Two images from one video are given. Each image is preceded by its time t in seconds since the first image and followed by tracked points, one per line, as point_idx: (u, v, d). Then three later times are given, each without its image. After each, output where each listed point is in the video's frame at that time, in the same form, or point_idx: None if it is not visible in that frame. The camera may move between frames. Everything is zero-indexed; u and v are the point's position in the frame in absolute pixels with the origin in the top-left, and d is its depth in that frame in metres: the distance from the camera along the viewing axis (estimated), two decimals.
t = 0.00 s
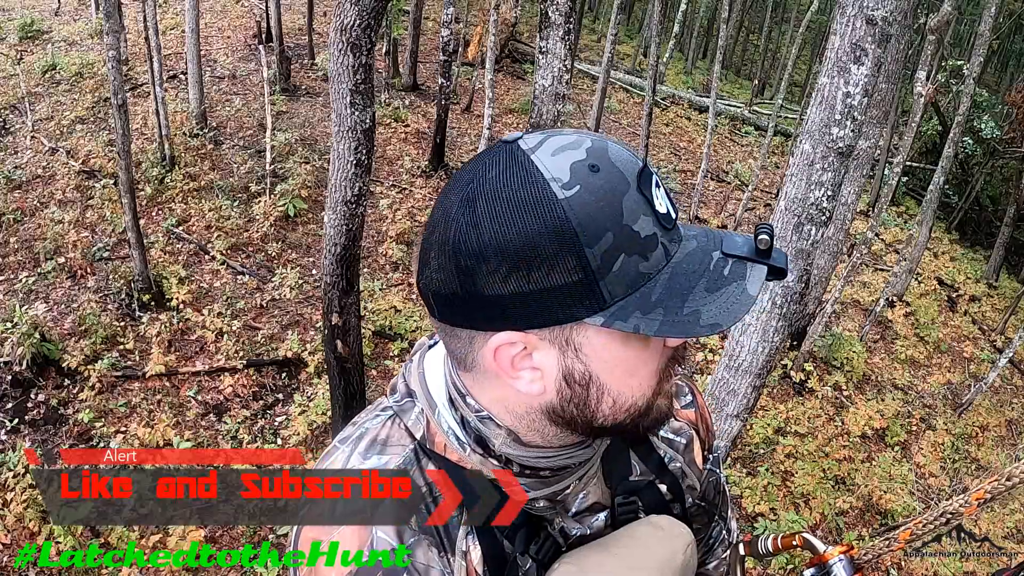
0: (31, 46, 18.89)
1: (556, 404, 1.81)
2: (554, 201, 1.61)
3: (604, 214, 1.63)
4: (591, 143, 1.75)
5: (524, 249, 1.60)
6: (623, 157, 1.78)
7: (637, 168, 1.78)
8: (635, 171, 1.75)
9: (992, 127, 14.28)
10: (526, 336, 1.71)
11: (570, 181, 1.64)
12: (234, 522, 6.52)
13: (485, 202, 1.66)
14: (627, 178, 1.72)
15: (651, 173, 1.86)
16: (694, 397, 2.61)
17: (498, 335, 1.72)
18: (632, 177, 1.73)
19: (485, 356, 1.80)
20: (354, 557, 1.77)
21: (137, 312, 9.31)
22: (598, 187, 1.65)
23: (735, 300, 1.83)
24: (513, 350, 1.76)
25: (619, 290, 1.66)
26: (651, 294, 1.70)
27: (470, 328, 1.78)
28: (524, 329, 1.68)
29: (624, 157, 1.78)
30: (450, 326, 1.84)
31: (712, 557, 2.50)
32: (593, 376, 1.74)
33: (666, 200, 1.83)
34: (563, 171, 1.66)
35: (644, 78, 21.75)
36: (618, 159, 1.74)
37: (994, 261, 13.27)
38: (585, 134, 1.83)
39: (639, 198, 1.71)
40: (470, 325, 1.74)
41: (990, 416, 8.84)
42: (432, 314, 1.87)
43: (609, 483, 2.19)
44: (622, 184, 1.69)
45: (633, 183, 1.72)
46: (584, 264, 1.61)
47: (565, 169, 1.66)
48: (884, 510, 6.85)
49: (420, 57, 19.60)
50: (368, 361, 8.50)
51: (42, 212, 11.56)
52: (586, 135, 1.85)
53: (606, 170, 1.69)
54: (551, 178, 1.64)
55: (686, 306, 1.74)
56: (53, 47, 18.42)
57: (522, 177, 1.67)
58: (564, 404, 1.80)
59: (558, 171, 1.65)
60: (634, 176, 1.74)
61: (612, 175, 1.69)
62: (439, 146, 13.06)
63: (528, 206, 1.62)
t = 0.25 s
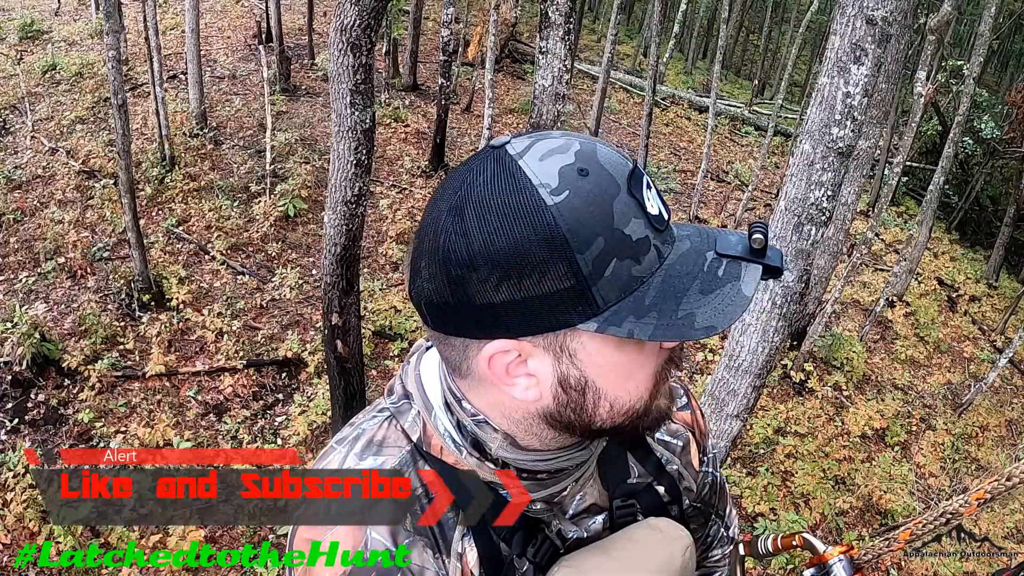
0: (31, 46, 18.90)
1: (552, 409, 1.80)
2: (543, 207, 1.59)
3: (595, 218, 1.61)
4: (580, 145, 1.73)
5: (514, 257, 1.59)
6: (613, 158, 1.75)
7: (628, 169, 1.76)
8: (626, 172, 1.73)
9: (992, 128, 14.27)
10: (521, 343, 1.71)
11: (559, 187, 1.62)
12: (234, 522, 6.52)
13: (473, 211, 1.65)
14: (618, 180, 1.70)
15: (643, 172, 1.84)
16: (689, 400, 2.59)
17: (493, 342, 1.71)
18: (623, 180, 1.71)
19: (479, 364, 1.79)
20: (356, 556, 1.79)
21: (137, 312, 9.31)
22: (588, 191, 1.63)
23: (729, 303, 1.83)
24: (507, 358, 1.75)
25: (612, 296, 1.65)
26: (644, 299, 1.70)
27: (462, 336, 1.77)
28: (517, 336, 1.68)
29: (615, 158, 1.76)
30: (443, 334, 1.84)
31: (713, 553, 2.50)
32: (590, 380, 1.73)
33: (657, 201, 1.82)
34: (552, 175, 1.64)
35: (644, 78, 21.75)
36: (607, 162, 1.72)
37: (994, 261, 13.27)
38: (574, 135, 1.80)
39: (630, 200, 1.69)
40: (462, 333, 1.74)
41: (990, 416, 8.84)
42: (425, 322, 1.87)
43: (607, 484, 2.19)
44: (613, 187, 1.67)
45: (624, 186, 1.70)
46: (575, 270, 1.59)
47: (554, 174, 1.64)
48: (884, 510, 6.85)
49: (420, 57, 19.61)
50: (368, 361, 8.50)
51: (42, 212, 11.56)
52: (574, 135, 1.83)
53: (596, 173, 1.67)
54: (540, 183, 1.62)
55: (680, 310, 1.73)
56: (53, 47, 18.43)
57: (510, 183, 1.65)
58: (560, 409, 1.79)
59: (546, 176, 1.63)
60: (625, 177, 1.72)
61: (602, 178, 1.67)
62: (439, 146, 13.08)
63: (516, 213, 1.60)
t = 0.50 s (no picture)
0: (31, 46, 18.90)
1: (540, 434, 1.79)
2: (522, 236, 1.55)
3: (578, 246, 1.57)
4: (562, 163, 1.67)
5: (494, 289, 1.56)
6: (598, 176, 1.69)
7: (613, 187, 1.70)
8: (612, 190, 1.68)
9: (992, 128, 14.26)
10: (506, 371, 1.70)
11: (539, 212, 1.57)
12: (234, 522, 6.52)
13: (449, 239, 1.60)
14: (602, 201, 1.64)
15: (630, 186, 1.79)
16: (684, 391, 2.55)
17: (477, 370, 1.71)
18: (608, 201, 1.66)
19: (463, 392, 1.80)
20: (356, 557, 1.81)
21: (137, 312, 9.31)
22: (571, 216, 1.58)
23: (720, 327, 1.80)
24: (491, 386, 1.75)
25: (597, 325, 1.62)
26: (632, 326, 1.67)
27: (445, 363, 1.75)
28: (500, 366, 1.67)
29: (599, 176, 1.70)
30: (428, 358, 1.82)
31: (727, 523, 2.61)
32: (576, 408, 1.72)
33: (645, 216, 1.76)
34: (532, 200, 1.58)
35: (644, 78, 21.76)
36: (591, 180, 1.66)
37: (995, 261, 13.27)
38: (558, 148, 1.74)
39: (615, 222, 1.64)
40: (445, 361, 1.72)
41: (990, 416, 8.85)
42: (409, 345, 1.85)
43: (603, 490, 2.19)
44: (597, 209, 1.63)
45: (610, 208, 1.65)
46: (557, 301, 1.56)
47: (534, 197, 1.58)
48: (884, 510, 6.85)
49: (420, 57, 19.61)
50: (368, 361, 8.51)
51: (42, 212, 11.56)
52: (557, 147, 1.77)
53: (579, 196, 1.62)
54: (518, 209, 1.57)
55: (669, 337, 1.71)
56: (52, 47, 18.42)
57: (488, 209, 1.60)
58: (548, 435, 1.78)
59: (526, 201, 1.58)
60: (610, 197, 1.67)
61: (586, 201, 1.62)
62: (439, 146, 13.09)
63: (495, 241, 1.56)
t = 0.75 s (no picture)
0: (31, 46, 18.90)
1: (530, 453, 1.78)
2: (515, 260, 1.51)
3: (573, 273, 1.54)
4: (561, 183, 1.63)
5: (484, 310, 1.53)
6: (598, 199, 1.65)
7: (616, 210, 1.67)
8: (612, 214, 1.64)
9: (992, 128, 14.25)
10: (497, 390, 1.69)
11: (534, 235, 1.54)
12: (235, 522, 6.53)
13: (442, 255, 1.57)
14: (601, 227, 1.61)
15: (633, 209, 1.75)
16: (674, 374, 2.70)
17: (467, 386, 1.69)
18: (607, 226, 1.62)
19: (454, 408, 1.78)
20: (356, 556, 1.79)
21: (137, 312, 9.31)
22: (569, 241, 1.55)
23: (720, 357, 1.77)
24: (482, 404, 1.74)
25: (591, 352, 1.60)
26: (627, 353, 1.65)
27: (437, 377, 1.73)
28: (489, 385, 1.65)
29: (601, 199, 1.66)
30: (420, 371, 1.80)
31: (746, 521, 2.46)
32: (566, 431, 1.70)
33: (645, 242, 1.73)
34: (528, 222, 1.55)
35: (644, 78, 21.76)
36: (591, 203, 1.63)
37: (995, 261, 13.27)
38: (561, 166, 1.70)
39: (614, 248, 1.60)
40: (435, 376, 1.70)
41: (990, 416, 8.85)
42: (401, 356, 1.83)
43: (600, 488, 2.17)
44: (595, 234, 1.59)
45: (609, 233, 1.61)
46: (549, 327, 1.53)
47: (530, 220, 1.55)
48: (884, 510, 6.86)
49: (421, 57, 19.61)
50: (369, 361, 8.51)
51: (42, 212, 11.56)
52: (559, 164, 1.72)
53: (578, 219, 1.59)
54: (512, 231, 1.54)
55: (662, 367, 1.69)
56: (52, 47, 18.41)
57: (481, 227, 1.57)
58: (537, 455, 1.77)
59: (520, 223, 1.55)
60: (610, 221, 1.63)
61: (585, 225, 1.58)
62: (439, 147, 13.08)
63: (485, 261, 1.53)
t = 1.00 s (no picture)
0: (31, 46, 18.90)
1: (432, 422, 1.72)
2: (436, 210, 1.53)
3: (481, 236, 1.50)
4: (519, 157, 1.62)
5: (408, 247, 1.57)
6: (546, 179, 1.59)
7: (555, 195, 1.59)
8: (553, 197, 1.58)
9: (992, 128, 14.25)
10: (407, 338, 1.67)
11: (464, 192, 1.53)
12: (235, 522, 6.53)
13: (403, 199, 1.65)
14: (531, 204, 1.55)
15: (595, 202, 1.67)
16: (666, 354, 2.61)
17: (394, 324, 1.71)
18: (536, 206, 1.56)
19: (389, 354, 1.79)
20: (356, 556, 1.81)
21: (137, 312, 9.31)
22: (490, 207, 1.52)
23: (599, 372, 1.51)
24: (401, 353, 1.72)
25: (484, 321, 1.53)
26: (513, 336, 1.55)
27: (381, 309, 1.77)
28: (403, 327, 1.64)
29: (545, 179, 1.59)
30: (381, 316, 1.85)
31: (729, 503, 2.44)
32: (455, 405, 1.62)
33: (585, 236, 1.63)
34: (466, 180, 1.55)
35: (644, 78, 21.77)
36: (537, 178, 1.58)
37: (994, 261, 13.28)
38: (533, 144, 1.68)
39: (537, 227, 1.55)
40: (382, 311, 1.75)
41: (990, 416, 8.86)
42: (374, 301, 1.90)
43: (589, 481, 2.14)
44: (522, 207, 1.54)
45: (537, 209, 1.55)
46: (448, 279, 1.52)
47: (468, 179, 1.55)
48: (884, 510, 6.86)
49: (420, 57, 19.61)
50: (369, 361, 8.50)
51: (42, 212, 11.56)
52: (535, 144, 1.70)
53: (509, 192, 1.54)
54: (448, 185, 1.56)
55: (542, 364, 1.52)
56: (52, 47, 18.41)
57: (431, 174, 1.62)
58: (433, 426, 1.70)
59: (458, 179, 1.56)
60: (546, 201, 1.57)
61: (515, 199, 1.54)
62: (439, 146, 13.09)
63: (421, 204, 1.57)
